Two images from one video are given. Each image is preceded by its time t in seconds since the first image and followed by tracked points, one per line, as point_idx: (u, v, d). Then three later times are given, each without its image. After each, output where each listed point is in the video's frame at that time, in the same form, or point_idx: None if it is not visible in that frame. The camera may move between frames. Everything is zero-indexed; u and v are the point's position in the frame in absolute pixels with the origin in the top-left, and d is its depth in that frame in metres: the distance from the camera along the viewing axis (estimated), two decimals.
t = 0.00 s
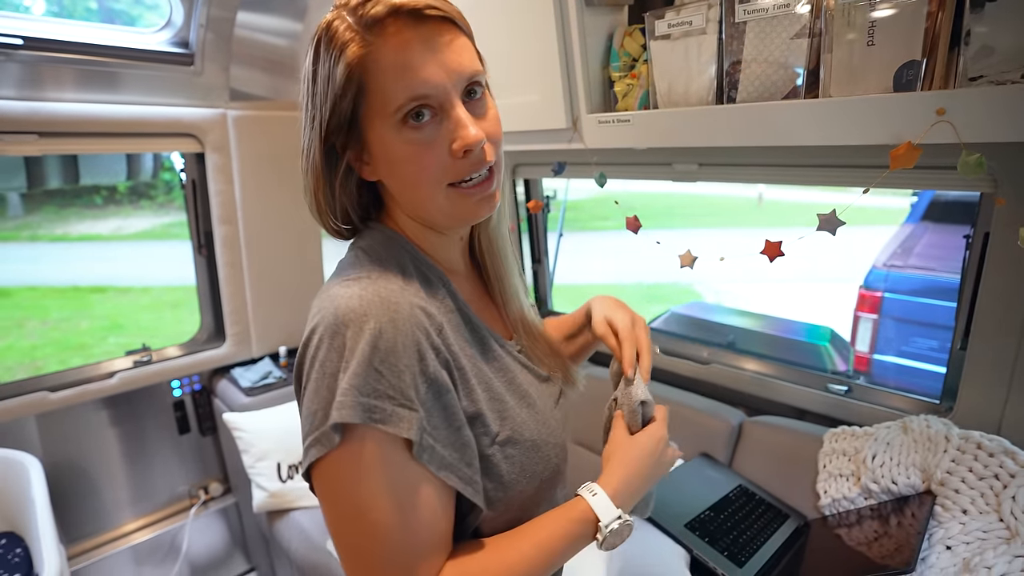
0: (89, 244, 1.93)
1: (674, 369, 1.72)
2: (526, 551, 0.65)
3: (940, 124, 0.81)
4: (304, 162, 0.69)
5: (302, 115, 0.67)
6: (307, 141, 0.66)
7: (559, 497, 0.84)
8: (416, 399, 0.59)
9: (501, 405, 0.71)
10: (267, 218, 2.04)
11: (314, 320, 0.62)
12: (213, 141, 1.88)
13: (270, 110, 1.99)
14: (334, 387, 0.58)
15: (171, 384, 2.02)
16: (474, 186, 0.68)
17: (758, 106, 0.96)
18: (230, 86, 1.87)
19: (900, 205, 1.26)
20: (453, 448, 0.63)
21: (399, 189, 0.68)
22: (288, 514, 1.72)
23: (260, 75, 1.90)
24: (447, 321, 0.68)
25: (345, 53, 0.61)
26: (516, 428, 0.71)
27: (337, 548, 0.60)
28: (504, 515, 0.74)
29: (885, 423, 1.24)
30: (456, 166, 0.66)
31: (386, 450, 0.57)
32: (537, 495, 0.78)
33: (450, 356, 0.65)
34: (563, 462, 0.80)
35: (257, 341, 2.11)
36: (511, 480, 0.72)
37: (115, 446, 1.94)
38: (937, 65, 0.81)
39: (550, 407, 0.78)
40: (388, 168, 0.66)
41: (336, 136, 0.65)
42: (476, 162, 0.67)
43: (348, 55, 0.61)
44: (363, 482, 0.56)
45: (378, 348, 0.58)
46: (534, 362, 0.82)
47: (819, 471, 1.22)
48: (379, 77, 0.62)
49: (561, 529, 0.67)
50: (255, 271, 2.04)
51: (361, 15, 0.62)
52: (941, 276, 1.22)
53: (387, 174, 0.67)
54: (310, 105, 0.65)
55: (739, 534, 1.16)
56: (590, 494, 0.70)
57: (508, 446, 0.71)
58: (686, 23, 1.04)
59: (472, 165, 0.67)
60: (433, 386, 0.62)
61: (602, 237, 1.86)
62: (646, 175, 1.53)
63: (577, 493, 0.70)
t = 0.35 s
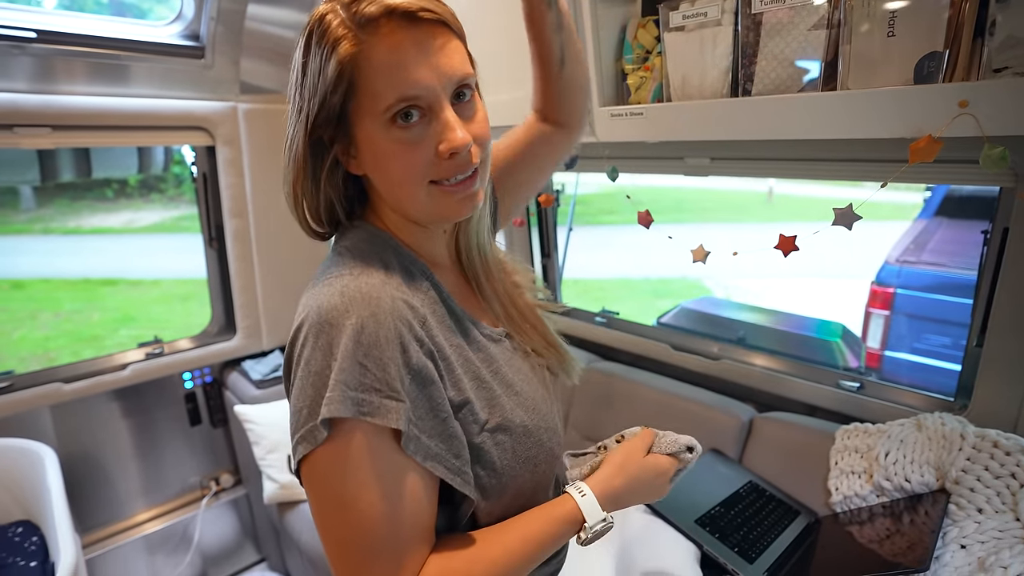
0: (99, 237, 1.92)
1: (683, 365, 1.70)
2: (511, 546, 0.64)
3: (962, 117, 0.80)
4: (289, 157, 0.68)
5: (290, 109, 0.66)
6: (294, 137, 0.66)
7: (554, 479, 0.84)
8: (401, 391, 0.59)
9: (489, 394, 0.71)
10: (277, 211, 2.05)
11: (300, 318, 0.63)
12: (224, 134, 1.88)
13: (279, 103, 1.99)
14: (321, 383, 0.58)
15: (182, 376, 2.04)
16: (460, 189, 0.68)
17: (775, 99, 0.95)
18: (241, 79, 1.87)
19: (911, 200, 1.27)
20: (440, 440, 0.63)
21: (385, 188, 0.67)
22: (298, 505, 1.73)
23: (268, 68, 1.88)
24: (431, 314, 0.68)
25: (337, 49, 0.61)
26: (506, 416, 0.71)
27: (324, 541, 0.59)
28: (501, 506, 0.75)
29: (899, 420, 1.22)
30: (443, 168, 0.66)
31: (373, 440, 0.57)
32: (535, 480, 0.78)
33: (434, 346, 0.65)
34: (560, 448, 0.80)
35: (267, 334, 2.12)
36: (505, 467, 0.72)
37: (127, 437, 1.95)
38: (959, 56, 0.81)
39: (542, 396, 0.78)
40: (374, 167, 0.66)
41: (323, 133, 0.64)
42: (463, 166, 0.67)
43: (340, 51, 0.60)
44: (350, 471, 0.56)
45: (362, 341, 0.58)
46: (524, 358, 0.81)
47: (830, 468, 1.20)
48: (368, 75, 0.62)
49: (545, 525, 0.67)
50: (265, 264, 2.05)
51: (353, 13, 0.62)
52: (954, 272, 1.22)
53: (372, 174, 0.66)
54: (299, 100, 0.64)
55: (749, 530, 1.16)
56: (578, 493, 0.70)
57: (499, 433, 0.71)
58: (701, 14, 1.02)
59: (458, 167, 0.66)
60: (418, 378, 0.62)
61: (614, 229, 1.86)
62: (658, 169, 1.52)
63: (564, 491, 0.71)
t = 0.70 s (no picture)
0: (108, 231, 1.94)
1: (688, 364, 1.71)
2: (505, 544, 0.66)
3: (968, 121, 0.80)
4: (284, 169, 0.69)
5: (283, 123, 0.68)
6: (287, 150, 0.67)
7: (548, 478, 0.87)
8: (393, 398, 0.61)
9: (481, 396, 0.73)
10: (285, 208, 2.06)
11: (293, 325, 0.64)
12: (232, 132, 1.90)
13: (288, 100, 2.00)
14: (315, 394, 0.60)
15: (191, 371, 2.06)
16: (452, 195, 0.69)
17: (782, 101, 0.95)
18: (249, 77, 1.88)
19: (920, 199, 1.24)
20: (432, 444, 0.65)
21: (379, 198, 0.68)
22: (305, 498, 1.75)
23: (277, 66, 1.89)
24: (422, 321, 0.69)
25: (325, 63, 0.62)
26: (497, 418, 0.73)
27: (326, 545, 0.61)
28: (495, 506, 0.77)
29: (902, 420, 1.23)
30: (436, 176, 0.67)
31: (366, 449, 0.59)
32: (529, 480, 0.80)
33: (425, 353, 0.67)
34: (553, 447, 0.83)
35: (275, 330, 2.14)
36: (497, 468, 0.74)
37: (136, 430, 1.98)
38: (965, 61, 0.81)
39: (536, 399, 0.80)
40: (367, 177, 0.67)
41: (316, 146, 0.66)
42: (456, 173, 0.68)
43: (329, 65, 0.62)
44: (344, 481, 0.58)
45: (352, 352, 0.60)
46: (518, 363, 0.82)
47: (832, 467, 1.21)
48: (358, 87, 0.63)
49: (538, 524, 0.68)
50: (273, 260, 2.07)
51: (340, 26, 0.63)
52: (962, 271, 1.21)
53: (366, 184, 0.68)
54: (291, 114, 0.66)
55: (751, 529, 1.17)
56: (578, 502, 0.70)
57: (491, 435, 0.73)
58: (708, 16, 1.03)
59: (452, 175, 0.68)
60: (410, 386, 0.64)
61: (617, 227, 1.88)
62: (665, 169, 1.52)
63: (559, 486, 0.73)
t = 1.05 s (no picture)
0: (113, 227, 1.96)
1: (688, 363, 1.73)
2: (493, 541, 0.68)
3: (961, 128, 0.82)
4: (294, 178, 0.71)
5: (295, 131, 0.69)
6: (302, 158, 0.68)
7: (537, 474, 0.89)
8: (384, 404, 0.63)
9: (471, 400, 0.75)
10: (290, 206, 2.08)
11: (291, 331, 0.67)
12: (238, 131, 1.92)
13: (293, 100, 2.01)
14: (311, 398, 0.62)
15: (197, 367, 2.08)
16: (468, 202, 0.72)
17: (781, 106, 0.97)
18: (255, 77, 1.89)
19: (924, 199, 1.25)
20: (423, 447, 0.67)
21: (393, 205, 0.70)
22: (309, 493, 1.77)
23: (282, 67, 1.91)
24: (413, 328, 0.72)
25: (348, 73, 0.64)
26: (487, 421, 0.75)
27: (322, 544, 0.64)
28: (484, 503, 0.80)
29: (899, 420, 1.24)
30: (454, 183, 0.69)
31: (358, 451, 0.61)
32: (517, 479, 0.83)
33: (417, 359, 0.69)
34: (541, 447, 0.86)
35: (279, 327, 2.16)
36: (485, 468, 0.77)
37: (141, 425, 2.00)
38: (961, 67, 0.82)
39: (525, 402, 0.83)
40: (383, 185, 0.69)
41: (333, 155, 0.67)
42: (472, 180, 0.71)
43: (352, 74, 0.64)
44: (336, 479, 0.60)
45: (346, 359, 0.62)
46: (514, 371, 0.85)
47: (829, 466, 1.23)
48: (378, 95, 0.65)
49: (525, 520, 0.69)
50: (278, 258, 2.09)
51: (361, 37, 0.65)
52: (962, 272, 1.23)
53: (382, 191, 0.69)
54: (308, 121, 0.67)
55: (748, 526, 1.19)
56: (564, 501, 0.71)
57: (481, 436, 0.75)
58: (708, 21, 1.04)
59: (468, 182, 0.70)
60: (402, 391, 0.66)
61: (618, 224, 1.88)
62: (666, 170, 1.54)
63: (542, 480, 0.73)
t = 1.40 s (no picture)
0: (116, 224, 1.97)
1: (688, 361, 1.74)
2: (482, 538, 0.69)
3: (958, 129, 0.83)
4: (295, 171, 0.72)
5: (296, 124, 0.70)
6: (303, 151, 0.70)
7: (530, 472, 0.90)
8: (377, 400, 0.64)
9: (468, 400, 0.76)
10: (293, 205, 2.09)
11: (288, 323, 0.68)
12: (241, 130, 1.93)
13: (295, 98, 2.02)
14: (305, 390, 0.64)
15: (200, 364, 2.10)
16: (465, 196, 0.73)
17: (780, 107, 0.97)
18: (258, 77, 1.90)
19: (926, 198, 1.23)
20: (413, 447, 0.69)
21: (392, 199, 0.72)
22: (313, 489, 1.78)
23: (285, 66, 1.92)
24: (411, 327, 0.72)
25: (349, 66, 0.65)
26: (482, 422, 0.77)
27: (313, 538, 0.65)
28: (475, 502, 0.81)
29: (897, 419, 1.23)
30: (452, 175, 0.71)
31: (351, 446, 0.62)
32: (511, 479, 0.84)
33: (413, 358, 0.70)
34: (535, 449, 0.87)
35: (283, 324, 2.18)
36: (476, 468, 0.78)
37: (144, 421, 2.01)
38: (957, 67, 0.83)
39: (520, 404, 0.84)
40: (382, 178, 0.70)
41: (334, 148, 0.69)
42: (470, 173, 0.73)
43: (353, 68, 0.65)
44: (330, 474, 0.62)
45: (341, 353, 0.63)
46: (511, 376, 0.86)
47: (828, 464, 1.24)
48: (379, 89, 0.67)
49: (516, 517, 0.70)
50: (281, 256, 2.10)
51: (362, 30, 0.66)
52: (965, 272, 1.23)
53: (381, 185, 0.71)
54: (308, 115, 0.68)
55: (747, 523, 1.20)
56: (556, 497, 0.72)
57: (475, 438, 0.77)
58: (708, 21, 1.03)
59: (466, 174, 0.72)
60: (396, 389, 0.67)
61: (619, 224, 1.90)
62: (666, 169, 1.54)
63: (534, 477, 0.74)
